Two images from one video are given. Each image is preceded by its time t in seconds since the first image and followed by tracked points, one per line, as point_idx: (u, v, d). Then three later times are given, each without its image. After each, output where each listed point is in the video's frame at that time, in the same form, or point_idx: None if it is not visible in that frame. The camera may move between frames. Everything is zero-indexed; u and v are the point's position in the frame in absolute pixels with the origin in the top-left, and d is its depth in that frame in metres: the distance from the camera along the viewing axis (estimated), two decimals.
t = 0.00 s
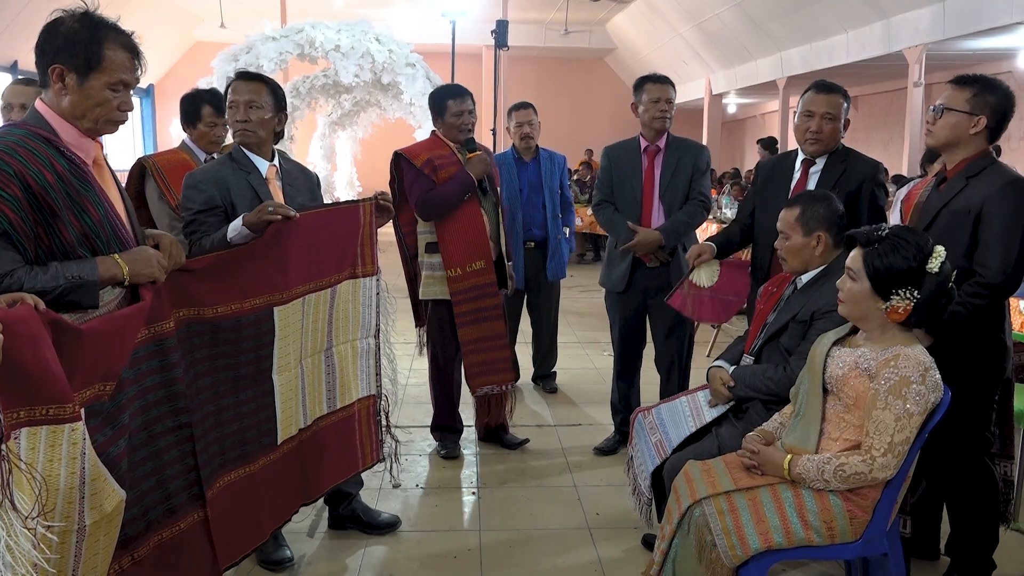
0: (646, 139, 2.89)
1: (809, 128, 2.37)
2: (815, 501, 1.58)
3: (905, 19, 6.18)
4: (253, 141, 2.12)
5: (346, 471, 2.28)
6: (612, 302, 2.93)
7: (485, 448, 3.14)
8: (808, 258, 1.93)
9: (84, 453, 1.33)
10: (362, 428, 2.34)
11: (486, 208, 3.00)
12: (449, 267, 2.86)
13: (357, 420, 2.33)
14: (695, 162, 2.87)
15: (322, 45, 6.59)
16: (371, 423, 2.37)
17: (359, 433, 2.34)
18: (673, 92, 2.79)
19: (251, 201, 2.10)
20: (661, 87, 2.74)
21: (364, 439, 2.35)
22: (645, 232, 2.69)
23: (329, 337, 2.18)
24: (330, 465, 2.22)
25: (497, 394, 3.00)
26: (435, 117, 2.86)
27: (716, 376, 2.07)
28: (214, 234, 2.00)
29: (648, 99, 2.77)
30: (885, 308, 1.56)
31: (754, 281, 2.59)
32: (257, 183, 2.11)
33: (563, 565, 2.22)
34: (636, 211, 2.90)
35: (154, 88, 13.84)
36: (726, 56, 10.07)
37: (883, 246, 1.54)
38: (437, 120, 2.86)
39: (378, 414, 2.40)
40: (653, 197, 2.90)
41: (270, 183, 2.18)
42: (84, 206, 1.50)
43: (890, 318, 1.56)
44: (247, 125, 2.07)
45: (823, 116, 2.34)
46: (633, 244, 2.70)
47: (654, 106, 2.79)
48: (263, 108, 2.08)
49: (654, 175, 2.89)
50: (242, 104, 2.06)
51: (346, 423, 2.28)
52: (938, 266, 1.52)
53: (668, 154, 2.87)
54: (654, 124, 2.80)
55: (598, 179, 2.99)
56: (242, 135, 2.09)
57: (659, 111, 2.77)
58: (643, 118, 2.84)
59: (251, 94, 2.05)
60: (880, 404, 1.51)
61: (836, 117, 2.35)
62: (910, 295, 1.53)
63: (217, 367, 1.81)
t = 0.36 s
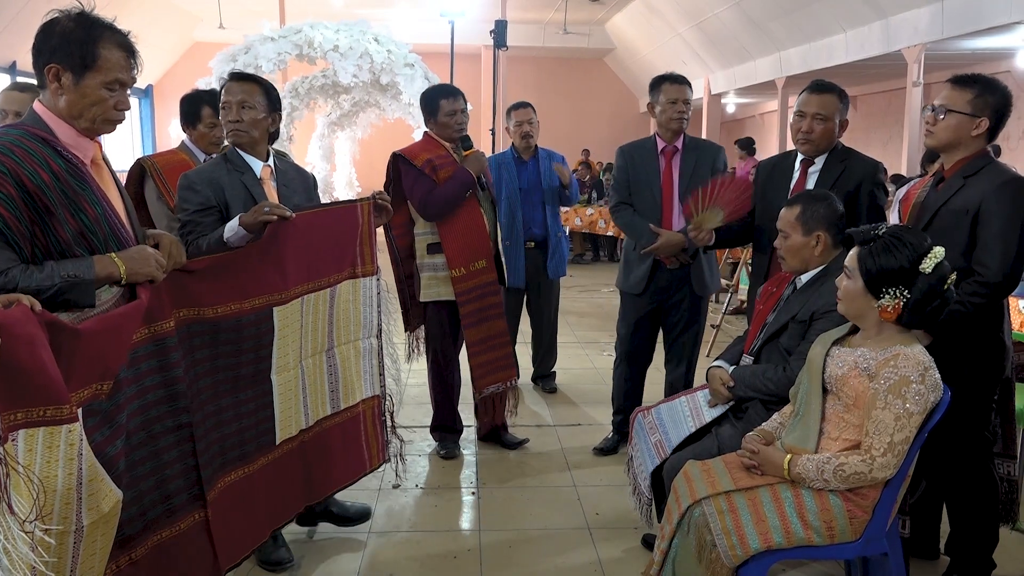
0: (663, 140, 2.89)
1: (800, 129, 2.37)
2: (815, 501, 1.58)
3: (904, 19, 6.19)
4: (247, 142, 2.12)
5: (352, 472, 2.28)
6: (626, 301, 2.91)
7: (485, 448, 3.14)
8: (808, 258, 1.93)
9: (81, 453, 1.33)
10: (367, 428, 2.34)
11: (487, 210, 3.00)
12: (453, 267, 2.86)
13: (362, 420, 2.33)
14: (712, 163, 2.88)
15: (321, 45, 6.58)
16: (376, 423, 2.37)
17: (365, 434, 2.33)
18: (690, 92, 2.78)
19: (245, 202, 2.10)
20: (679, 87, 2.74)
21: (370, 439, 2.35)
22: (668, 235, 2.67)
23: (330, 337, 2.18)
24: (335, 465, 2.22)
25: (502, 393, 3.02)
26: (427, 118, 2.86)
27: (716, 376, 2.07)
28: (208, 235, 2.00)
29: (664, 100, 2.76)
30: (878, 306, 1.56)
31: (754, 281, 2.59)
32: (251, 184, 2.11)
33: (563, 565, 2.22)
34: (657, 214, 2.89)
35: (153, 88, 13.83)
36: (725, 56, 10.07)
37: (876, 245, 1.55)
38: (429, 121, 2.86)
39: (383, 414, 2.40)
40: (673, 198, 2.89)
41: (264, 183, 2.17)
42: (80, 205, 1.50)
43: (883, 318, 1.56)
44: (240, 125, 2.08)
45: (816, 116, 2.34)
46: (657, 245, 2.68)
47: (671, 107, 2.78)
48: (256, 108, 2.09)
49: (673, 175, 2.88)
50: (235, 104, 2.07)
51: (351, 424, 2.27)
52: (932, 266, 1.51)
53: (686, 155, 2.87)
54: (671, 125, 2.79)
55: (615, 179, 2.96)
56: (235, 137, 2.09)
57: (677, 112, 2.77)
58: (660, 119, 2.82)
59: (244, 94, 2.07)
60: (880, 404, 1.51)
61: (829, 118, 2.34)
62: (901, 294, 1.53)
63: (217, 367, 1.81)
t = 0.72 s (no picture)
0: (668, 140, 2.88)
1: (809, 129, 2.36)
2: (815, 501, 1.58)
3: (904, 18, 6.18)
4: (259, 141, 2.12)
5: (352, 474, 2.28)
6: (631, 303, 2.89)
7: (485, 448, 3.14)
8: (808, 258, 1.93)
9: (81, 453, 1.33)
10: (367, 432, 2.34)
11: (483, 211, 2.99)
12: (450, 269, 2.86)
13: (361, 423, 2.32)
14: (717, 164, 2.90)
15: (321, 45, 6.56)
16: (376, 427, 2.37)
17: (365, 437, 2.33)
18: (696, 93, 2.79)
19: (250, 200, 2.10)
20: (683, 87, 2.73)
21: (370, 442, 2.35)
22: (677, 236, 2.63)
23: (329, 339, 2.18)
24: (335, 467, 2.22)
25: (502, 394, 3.02)
26: (425, 118, 2.85)
27: (716, 376, 2.07)
28: (211, 234, 2.02)
29: (669, 100, 2.75)
30: (879, 307, 1.56)
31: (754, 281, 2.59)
32: (257, 183, 2.11)
33: (563, 566, 2.22)
34: (664, 214, 2.87)
35: (153, 88, 13.83)
36: (726, 56, 10.06)
37: (879, 246, 1.54)
38: (427, 121, 2.85)
39: (383, 417, 2.39)
40: (681, 199, 2.89)
41: (271, 183, 2.18)
42: (80, 204, 1.50)
43: (883, 318, 1.56)
44: (255, 124, 2.08)
45: (824, 117, 2.34)
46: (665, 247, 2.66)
47: (676, 107, 2.77)
48: (270, 108, 2.10)
49: (679, 176, 2.88)
50: (250, 104, 2.07)
51: (350, 426, 2.27)
52: (932, 266, 1.51)
53: (692, 155, 2.88)
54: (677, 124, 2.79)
55: (619, 180, 2.94)
56: (249, 135, 2.09)
57: (682, 112, 2.76)
58: (665, 119, 2.82)
59: (258, 94, 2.07)
60: (880, 404, 1.51)
61: (836, 117, 2.35)
62: (903, 294, 1.53)
63: (217, 367, 1.81)
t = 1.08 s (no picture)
0: (659, 138, 2.87)
1: (811, 128, 2.36)
2: (814, 500, 1.59)
3: (904, 18, 6.18)
4: (276, 139, 2.16)
5: (352, 474, 2.28)
6: (627, 302, 2.88)
7: (484, 447, 3.14)
8: (808, 258, 1.93)
9: (81, 453, 1.33)
10: (367, 431, 2.34)
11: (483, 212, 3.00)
12: (449, 270, 2.86)
13: (361, 422, 2.32)
14: (709, 162, 2.90)
15: (321, 45, 6.55)
16: (375, 425, 2.37)
17: (365, 437, 2.33)
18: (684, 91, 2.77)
19: (264, 195, 2.12)
20: (671, 86, 2.72)
21: (370, 442, 2.35)
22: (670, 235, 2.66)
23: (329, 339, 2.18)
24: (335, 466, 2.22)
25: (499, 394, 3.02)
26: (423, 118, 2.86)
27: (716, 376, 2.07)
28: (221, 224, 2.01)
29: (658, 99, 2.74)
30: (879, 306, 1.56)
31: (754, 281, 2.59)
32: (271, 178, 2.14)
33: (562, 565, 2.22)
34: (656, 214, 2.87)
35: (153, 88, 13.83)
36: (726, 56, 10.06)
37: (880, 244, 1.54)
38: (425, 121, 2.86)
39: (383, 416, 2.39)
40: (672, 199, 2.89)
41: (285, 179, 2.20)
42: (79, 203, 1.50)
43: (883, 317, 1.56)
44: (288, 121, 2.14)
45: (825, 116, 2.33)
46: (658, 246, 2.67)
47: (665, 105, 2.76)
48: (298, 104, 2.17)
49: (670, 175, 2.88)
50: (284, 101, 2.13)
51: (350, 426, 2.28)
52: (931, 265, 1.51)
53: (683, 153, 2.87)
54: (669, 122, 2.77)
55: (609, 178, 2.93)
56: (280, 129, 2.14)
57: (671, 110, 2.75)
58: (654, 118, 2.80)
59: (288, 92, 2.13)
60: (880, 403, 1.51)
61: (837, 116, 2.35)
62: (903, 293, 1.53)
63: (217, 366, 1.81)
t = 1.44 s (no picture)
0: (646, 137, 2.87)
1: (809, 127, 2.36)
2: (814, 499, 1.59)
3: (904, 17, 6.17)
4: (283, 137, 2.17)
5: (347, 474, 2.28)
6: (616, 302, 2.88)
7: (484, 446, 3.14)
8: (808, 257, 1.93)
9: (81, 451, 1.34)
10: (362, 430, 2.35)
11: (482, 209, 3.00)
12: (449, 269, 2.85)
13: (356, 421, 2.32)
14: (697, 159, 2.89)
15: (321, 43, 6.55)
16: (369, 424, 2.37)
17: (359, 435, 2.33)
18: (671, 89, 2.76)
19: (276, 191, 2.13)
20: (656, 85, 2.72)
21: (364, 440, 2.35)
22: (657, 234, 2.69)
23: (328, 337, 2.18)
24: (333, 465, 2.22)
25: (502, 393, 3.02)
26: (422, 118, 2.86)
27: (716, 374, 2.07)
28: (231, 221, 2.01)
29: (645, 97, 2.74)
30: (879, 305, 1.56)
31: (754, 280, 2.59)
32: (282, 174, 2.14)
33: (562, 564, 2.22)
34: (643, 212, 2.87)
35: (153, 87, 13.84)
36: (726, 55, 10.05)
37: (880, 243, 1.54)
38: (424, 120, 2.85)
39: (377, 415, 2.40)
40: (659, 197, 2.88)
41: (294, 177, 2.21)
42: (78, 202, 1.50)
43: (883, 316, 1.56)
44: (303, 117, 2.16)
45: (824, 114, 2.33)
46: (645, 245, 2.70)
47: (651, 104, 2.75)
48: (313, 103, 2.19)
49: (657, 173, 2.87)
50: (299, 99, 2.14)
51: (346, 425, 2.27)
52: (931, 264, 1.51)
53: (671, 151, 2.87)
54: (655, 121, 2.77)
55: (598, 178, 2.93)
56: (296, 126, 2.16)
57: (657, 109, 2.75)
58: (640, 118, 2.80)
59: (304, 91, 2.15)
60: (880, 402, 1.52)
61: (836, 115, 2.35)
62: (903, 292, 1.53)
63: (217, 365, 1.81)
